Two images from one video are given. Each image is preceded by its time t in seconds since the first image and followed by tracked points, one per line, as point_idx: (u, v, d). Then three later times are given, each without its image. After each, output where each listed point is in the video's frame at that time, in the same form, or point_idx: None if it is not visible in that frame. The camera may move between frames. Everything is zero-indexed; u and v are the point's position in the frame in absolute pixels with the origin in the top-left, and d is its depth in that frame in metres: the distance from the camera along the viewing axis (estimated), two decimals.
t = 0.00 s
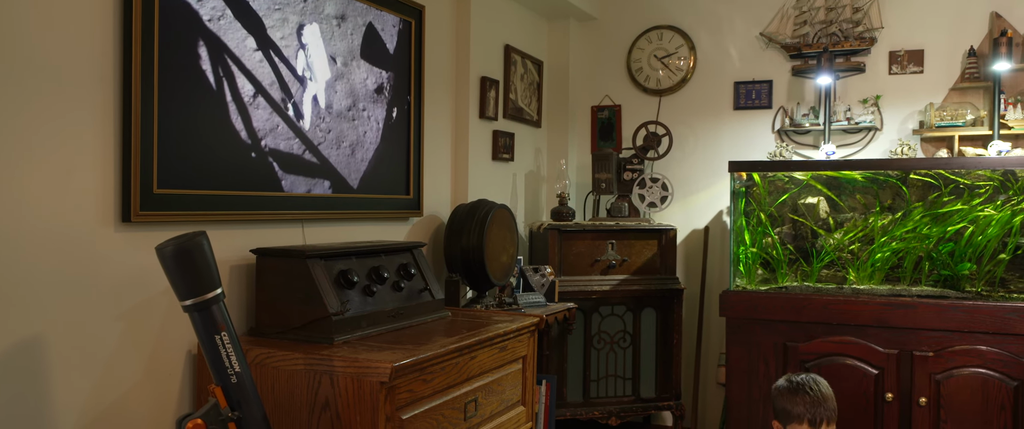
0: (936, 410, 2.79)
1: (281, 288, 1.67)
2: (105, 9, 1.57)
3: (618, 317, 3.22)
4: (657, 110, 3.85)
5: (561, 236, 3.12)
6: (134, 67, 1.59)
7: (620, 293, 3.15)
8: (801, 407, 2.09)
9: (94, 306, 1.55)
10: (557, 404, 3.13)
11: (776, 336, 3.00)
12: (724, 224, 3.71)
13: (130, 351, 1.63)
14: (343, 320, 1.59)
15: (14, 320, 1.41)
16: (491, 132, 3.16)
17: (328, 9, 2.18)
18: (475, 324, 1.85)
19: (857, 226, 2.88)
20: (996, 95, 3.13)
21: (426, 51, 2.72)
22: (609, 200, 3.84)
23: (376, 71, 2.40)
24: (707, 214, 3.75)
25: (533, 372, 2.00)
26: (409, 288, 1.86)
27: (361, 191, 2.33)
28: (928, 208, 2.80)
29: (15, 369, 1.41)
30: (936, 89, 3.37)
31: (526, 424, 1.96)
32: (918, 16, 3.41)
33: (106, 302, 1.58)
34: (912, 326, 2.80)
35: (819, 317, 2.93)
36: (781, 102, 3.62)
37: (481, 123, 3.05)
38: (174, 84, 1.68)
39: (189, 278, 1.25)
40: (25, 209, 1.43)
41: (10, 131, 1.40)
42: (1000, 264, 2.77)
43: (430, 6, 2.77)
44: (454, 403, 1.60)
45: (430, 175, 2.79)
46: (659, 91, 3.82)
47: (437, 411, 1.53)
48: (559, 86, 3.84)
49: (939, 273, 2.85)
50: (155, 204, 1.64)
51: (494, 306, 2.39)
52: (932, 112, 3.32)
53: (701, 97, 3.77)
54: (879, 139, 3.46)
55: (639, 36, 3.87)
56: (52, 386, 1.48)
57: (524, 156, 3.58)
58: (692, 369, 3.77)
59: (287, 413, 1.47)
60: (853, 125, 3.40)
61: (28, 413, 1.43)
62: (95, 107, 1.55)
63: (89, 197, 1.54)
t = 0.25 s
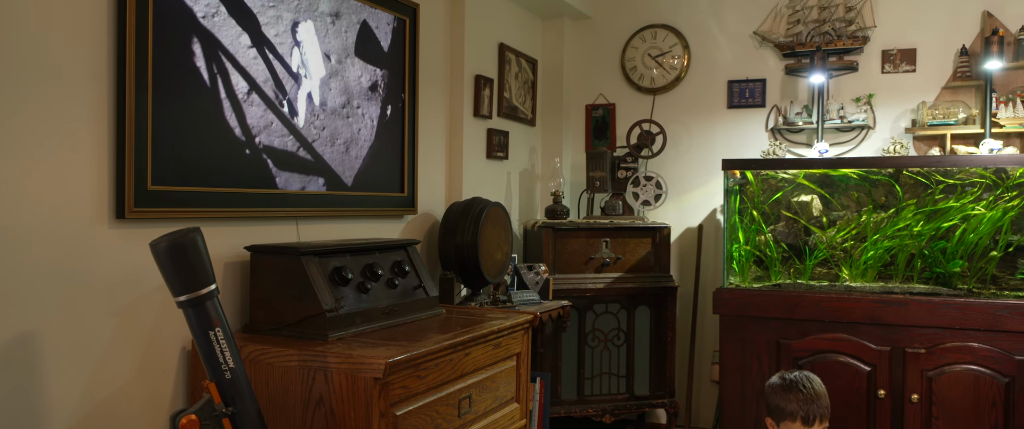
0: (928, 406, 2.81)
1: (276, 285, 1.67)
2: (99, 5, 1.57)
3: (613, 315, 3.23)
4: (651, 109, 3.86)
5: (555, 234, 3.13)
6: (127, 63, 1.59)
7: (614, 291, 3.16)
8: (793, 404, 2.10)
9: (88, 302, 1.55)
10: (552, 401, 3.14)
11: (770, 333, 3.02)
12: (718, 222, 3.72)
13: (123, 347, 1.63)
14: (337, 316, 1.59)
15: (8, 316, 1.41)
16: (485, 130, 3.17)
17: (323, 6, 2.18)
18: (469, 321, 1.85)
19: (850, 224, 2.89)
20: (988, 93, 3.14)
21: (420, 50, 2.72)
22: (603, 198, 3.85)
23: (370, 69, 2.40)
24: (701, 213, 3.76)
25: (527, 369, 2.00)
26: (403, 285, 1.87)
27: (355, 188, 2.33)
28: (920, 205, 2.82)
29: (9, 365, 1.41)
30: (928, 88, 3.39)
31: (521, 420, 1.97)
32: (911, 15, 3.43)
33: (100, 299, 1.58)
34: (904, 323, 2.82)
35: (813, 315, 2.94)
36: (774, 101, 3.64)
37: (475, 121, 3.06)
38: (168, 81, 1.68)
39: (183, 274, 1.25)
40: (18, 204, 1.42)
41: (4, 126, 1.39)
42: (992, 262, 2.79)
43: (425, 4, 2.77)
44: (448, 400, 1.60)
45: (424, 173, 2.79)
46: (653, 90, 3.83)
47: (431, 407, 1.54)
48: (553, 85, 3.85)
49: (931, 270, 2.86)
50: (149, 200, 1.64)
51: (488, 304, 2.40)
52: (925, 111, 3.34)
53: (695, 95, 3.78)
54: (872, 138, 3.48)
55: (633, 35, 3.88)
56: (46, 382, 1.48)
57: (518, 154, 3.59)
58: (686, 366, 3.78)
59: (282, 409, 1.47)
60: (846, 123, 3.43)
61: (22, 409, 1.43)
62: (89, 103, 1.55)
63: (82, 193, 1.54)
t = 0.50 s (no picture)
0: (920, 402, 2.83)
1: (270, 282, 1.67)
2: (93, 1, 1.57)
3: (607, 313, 3.24)
4: (645, 107, 3.87)
5: (550, 232, 3.14)
6: (122, 59, 1.59)
7: (608, 288, 3.17)
8: (786, 401, 2.12)
9: (82, 298, 1.55)
10: (546, 399, 3.15)
11: (763, 330, 3.04)
12: (712, 220, 3.74)
13: (117, 343, 1.63)
14: (331, 313, 1.59)
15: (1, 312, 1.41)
16: (480, 128, 3.17)
17: (317, 4, 2.18)
18: (463, 318, 1.86)
19: (843, 222, 2.91)
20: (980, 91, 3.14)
21: (415, 47, 2.73)
22: (597, 196, 3.86)
23: (365, 67, 2.40)
24: (695, 211, 3.78)
25: (521, 366, 2.01)
26: (398, 282, 1.87)
27: (349, 186, 2.33)
28: (912, 203, 2.84)
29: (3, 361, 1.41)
30: (920, 86, 3.41)
31: (515, 417, 1.98)
32: (903, 14, 3.45)
33: (94, 295, 1.58)
34: (896, 320, 2.84)
35: (806, 312, 2.96)
36: (768, 99, 3.65)
37: (470, 119, 3.06)
38: (162, 77, 1.68)
39: (177, 269, 1.26)
40: (12, 199, 1.42)
41: None
42: (982, 258, 2.82)
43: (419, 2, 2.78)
44: (443, 396, 1.61)
45: (419, 171, 2.80)
46: (647, 88, 3.84)
47: (426, 403, 1.55)
48: (548, 83, 3.86)
49: (922, 268, 2.88)
50: (143, 197, 1.64)
51: (483, 301, 2.40)
52: (917, 109, 3.36)
53: (689, 93, 3.80)
54: (865, 136, 3.49)
55: (627, 33, 3.90)
56: (40, 378, 1.48)
57: (513, 152, 3.59)
58: (680, 364, 3.80)
59: (276, 405, 1.48)
60: (839, 121, 3.46)
61: (16, 405, 1.43)
62: (83, 98, 1.55)
63: (77, 188, 1.54)
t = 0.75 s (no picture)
0: (912, 398, 2.85)
1: (265, 277, 1.68)
2: None
3: (601, 310, 3.25)
4: (640, 105, 3.88)
5: (544, 230, 3.15)
6: (116, 55, 1.59)
7: (602, 285, 3.18)
8: (779, 397, 2.14)
9: (76, 293, 1.56)
10: (540, 396, 3.16)
11: (756, 327, 3.05)
12: (706, 217, 3.76)
13: (111, 339, 1.63)
14: (326, 308, 1.60)
15: None
16: (474, 126, 3.18)
17: (312, 0, 2.18)
18: (458, 314, 1.87)
19: (836, 218, 2.93)
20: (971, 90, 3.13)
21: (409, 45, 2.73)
22: (592, 193, 3.87)
23: (359, 64, 2.41)
24: (689, 208, 3.79)
25: (515, 363, 2.02)
26: (392, 279, 1.88)
27: (344, 182, 2.34)
28: (905, 200, 2.87)
29: None
30: (913, 84, 3.44)
31: (509, 413, 1.99)
32: (896, 12, 3.47)
33: (88, 290, 1.58)
34: (889, 316, 2.86)
35: (799, 308, 2.98)
36: (762, 97, 3.67)
37: (465, 117, 3.07)
38: (157, 73, 1.68)
39: (172, 265, 1.26)
40: (6, 194, 1.42)
41: None
42: (974, 255, 2.84)
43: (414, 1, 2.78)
44: (437, 391, 1.62)
45: (414, 168, 2.80)
46: (642, 86, 3.86)
47: (420, 398, 1.55)
48: (542, 81, 3.87)
49: (915, 264, 2.93)
50: (137, 192, 1.64)
51: (477, 298, 2.41)
52: (910, 107, 3.37)
53: (684, 91, 3.81)
54: (858, 134, 3.52)
55: (622, 32, 3.91)
56: (34, 373, 1.48)
57: (508, 150, 3.60)
58: (674, 361, 3.82)
59: (271, 400, 1.48)
60: (832, 119, 3.46)
61: (9, 400, 1.43)
62: (77, 93, 1.55)
63: (71, 183, 1.54)
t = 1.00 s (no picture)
0: (905, 394, 2.87)
1: (259, 273, 1.68)
2: None
3: (596, 307, 3.27)
4: (634, 102, 3.90)
5: (539, 227, 3.16)
6: (111, 50, 1.59)
7: (597, 282, 3.20)
8: (774, 393, 2.14)
9: (71, 288, 1.56)
10: (535, 392, 3.17)
11: (750, 323, 3.07)
12: (700, 215, 3.78)
13: (106, 334, 1.64)
14: (321, 303, 1.61)
15: None
16: (469, 123, 3.19)
17: None
18: (452, 309, 1.88)
19: (829, 215, 2.95)
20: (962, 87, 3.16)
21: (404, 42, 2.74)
22: (586, 191, 3.88)
23: (354, 60, 2.41)
24: (683, 205, 3.81)
25: (510, 359, 2.03)
26: (388, 274, 1.89)
27: (339, 179, 2.34)
28: (899, 196, 2.88)
29: None
30: (906, 82, 3.46)
31: (504, 409, 2.00)
32: (889, 10, 3.49)
33: (83, 285, 1.58)
34: (882, 312, 2.88)
35: (792, 304, 3.00)
36: (755, 95, 3.69)
37: (459, 114, 3.08)
38: (152, 68, 1.69)
39: (167, 259, 1.28)
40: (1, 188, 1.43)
41: None
42: (967, 250, 2.86)
43: None
44: (432, 386, 1.63)
45: (409, 165, 2.81)
46: (636, 84, 3.87)
47: (415, 393, 1.56)
48: (537, 78, 3.88)
49: (908, 261, 2.93)
50: (132, 187, 1.65)
51: (472, 295, 2.42)
52: (902, 105, 3.39)
53: (678, 89, 3.83)
54: (851, 131, 3.54)
55: (616, 30, 3.92)
56: (29, 368, 1.48)
57: (502, 147, 3.61)
58: (668, 357, 3.84)
59: (265, 394, 1.49)
60: (825, 117, 3.48)
61: (4, 394, 1.43)
62: (71, 88, 1.56)
63: (66, 178, 1.55)
